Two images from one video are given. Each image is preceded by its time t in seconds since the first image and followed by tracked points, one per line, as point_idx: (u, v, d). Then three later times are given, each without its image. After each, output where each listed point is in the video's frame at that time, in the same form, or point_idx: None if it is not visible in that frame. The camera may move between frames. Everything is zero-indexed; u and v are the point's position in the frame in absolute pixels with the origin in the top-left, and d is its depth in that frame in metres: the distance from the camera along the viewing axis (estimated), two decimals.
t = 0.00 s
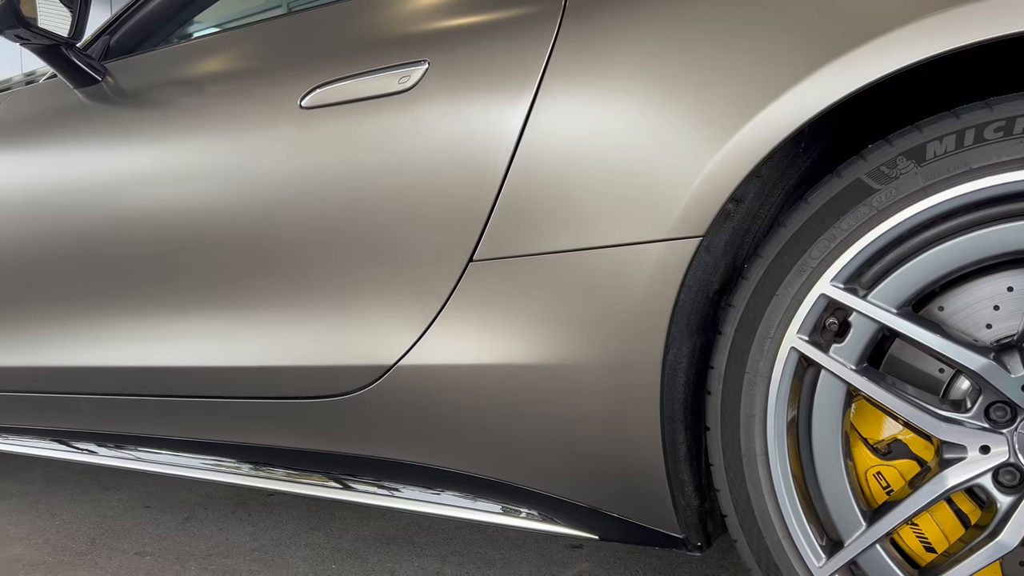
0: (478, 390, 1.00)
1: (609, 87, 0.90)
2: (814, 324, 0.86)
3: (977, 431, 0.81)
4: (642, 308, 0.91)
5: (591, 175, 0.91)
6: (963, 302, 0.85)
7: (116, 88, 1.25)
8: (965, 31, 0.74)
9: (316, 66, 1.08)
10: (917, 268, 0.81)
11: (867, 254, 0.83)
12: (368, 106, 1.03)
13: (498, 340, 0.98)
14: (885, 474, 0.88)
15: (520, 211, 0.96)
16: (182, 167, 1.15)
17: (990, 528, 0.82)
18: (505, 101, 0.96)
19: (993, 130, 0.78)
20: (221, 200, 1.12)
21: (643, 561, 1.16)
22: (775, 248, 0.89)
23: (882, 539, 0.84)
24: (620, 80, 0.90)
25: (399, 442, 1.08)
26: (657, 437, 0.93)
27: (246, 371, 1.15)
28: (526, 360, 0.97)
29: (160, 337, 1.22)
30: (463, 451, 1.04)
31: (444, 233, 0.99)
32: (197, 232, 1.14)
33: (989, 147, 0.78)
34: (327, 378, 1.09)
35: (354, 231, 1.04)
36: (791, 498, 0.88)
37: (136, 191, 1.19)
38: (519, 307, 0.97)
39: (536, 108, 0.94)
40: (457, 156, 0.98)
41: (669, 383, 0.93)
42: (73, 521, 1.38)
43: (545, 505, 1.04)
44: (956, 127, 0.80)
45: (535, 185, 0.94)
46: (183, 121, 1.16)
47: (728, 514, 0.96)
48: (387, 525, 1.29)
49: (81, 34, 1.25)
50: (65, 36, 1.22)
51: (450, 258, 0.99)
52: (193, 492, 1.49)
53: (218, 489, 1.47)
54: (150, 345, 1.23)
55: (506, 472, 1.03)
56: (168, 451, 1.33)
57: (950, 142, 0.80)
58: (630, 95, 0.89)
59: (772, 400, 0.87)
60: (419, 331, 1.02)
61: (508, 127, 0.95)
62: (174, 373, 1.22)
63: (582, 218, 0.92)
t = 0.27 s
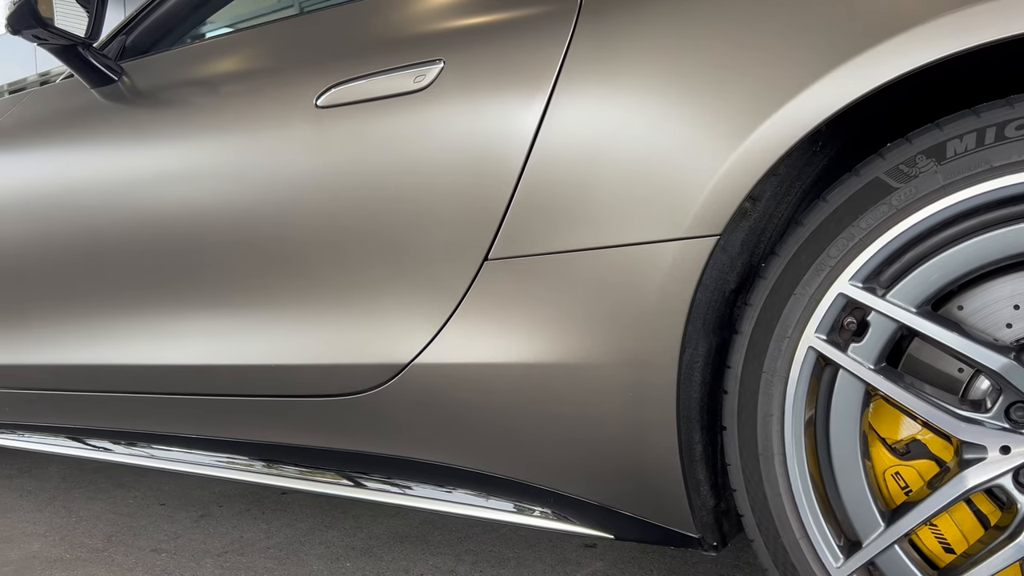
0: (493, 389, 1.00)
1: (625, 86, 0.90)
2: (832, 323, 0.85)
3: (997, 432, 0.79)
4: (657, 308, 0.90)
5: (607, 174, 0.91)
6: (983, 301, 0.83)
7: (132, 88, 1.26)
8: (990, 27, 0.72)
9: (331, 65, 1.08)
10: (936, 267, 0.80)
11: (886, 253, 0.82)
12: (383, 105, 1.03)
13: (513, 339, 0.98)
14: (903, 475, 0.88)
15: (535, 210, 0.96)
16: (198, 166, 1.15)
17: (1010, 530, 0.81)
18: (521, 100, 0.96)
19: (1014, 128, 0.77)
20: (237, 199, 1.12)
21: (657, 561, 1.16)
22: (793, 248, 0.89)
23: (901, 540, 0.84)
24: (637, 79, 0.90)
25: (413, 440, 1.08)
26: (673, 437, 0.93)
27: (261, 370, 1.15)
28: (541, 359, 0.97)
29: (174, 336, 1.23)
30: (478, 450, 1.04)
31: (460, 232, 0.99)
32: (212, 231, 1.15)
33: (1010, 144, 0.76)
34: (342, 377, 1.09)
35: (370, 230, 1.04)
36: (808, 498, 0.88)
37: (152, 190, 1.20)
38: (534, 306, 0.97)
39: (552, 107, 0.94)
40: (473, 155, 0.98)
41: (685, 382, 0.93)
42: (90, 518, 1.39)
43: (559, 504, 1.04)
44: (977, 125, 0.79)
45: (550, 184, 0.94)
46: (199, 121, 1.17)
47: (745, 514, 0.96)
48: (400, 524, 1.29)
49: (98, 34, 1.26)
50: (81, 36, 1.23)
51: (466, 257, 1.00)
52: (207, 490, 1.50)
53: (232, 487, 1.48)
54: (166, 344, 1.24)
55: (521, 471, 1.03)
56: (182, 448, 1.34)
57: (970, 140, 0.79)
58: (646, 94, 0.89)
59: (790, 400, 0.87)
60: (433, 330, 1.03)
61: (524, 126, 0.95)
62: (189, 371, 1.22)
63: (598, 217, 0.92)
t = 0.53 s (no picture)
0: (508, 388, 1.00)
1: (642, 85, 0.90)
2: (850, 323, 0.85)
3: (1017, 433, 0.77)
4: (674, 307, 0.90)
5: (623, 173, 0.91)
6: (1003, 299, 0.81)
7: (148, 88, 1.27)
8: (1014, 23, 0.71)
9: (346, 65, 1.09)
10: (956, 266, 0.79)
11: (904, 253, 0.81)
12: (398, 105, 1.04)
13: (528, 338, 0.98)
14: (922, 476, 0.87)
15: (551, 209, 0.95)
16: (214, 166, 1.16)
17: None
18: (536, 100, 0.96)
19: None
20: (253, 199, 1.13)
21: (670, 561, 1.16)
22: (811, 247, 0.89)
23: (920, 541, 0.83)
24: (653, 78, 0.89)
25: (428, 439, 1.09)
26: (689, 437, 0.93)
27: (276, 368, 1.16)
28: (556, 359, 0.97)
29: (190, 334, 1.24)
30: (492, 449, 1.04)
31: (475, 231, 1.00)
32: (228, 230, 1.16)
33: None
34: (357, 376, 1.09)
35: (385, 229, 1.04)
36: (825, 499, 0.87)
37: (168, 189, 1.20)
38: (549, 305, 0.97)
39: (567, 106, 0.94)
40: (488, 155, 0.98)
41: (701, 382, 0.93)
42: (105, 515, 1.39)
43: (574, 503, 1.04)
44: (997, 123, 0.78)
45: (566, 183, 0.94)
46: (215, 120, 1.17)
47: (762, 514, 0.97)
48: (414, 522, 1.29)
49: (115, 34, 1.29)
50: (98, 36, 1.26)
51: (481, 256, 1.00)
52: (221, 488, 1.51)
53: (246, 485, 1.49)
54: (181, 343, 1.25)
55: (536, 470, 1.03)
56: (196, 446, 1.35)
57: (991, 139, 0.78)
58: (662, 93, 0.89)
59: (807, 400, 0.87)
60: (446, 331, 1.03)
61: (539, 125, 0.95)
62: (204, 370, 1.23)
63: (614, 217, 0.92)
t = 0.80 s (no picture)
0: (527, 387, 1.00)
1: (662, 82, 0.90)
2: (873, 322, 0.84)
3: None
4: (695, 306, 0.90)
5: (644, 170, 0.91)
6: None
7: (167, 87, 1.27)
8: None
9: (365, 64, 1.09)
10: (982, 264, 0.78)
11: (929, 251, 0.81)
12: (417, 103, 1.04)
13: (547, 336, 0.98)
14: (945, 476, 0.86)
15: (570, 207, 0.95)
16: (233, 164, 1.17)
17: None
18: (556, 98, 0.96)
19: None
20: (273, 197, 1.13)
21: (688, 560, 1.16)
22: (833, 245, 0.88)
23: (944, 541, 0.82)
24: (674, 75, 0.89)
25: (446, 437, 1.09)
26: (709, 436, 0.92)
27: (294, 365, 1.16)
28: (576, 357, 0.97)
29: (209, 331, 1.24)
30: (511, 447, 1.05)
31: (494, 230, 1.00)
32: (248, 228, 1.16)
33: None
34: (375, 373, 1.10)
35: (404, 227, 1.05)
36: (848, 498, 0.87)
37: (188, 187, 1.21)
38: (568, 304, 0.97)
39: (587, 104, 0.94)
40: (507, 153, 0.98)
41: (721, 381, 0.92)
42: (124, 511, 1.41)
43: (593, 502, 1.04)
44: None
45: (585, 182, 0.94)
46: (235, 119, 1.18)
47: (783, 514, 0.96)
48: (431, 520, 1.30)
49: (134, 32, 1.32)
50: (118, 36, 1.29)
51: (500, 255, 1.00)
52: (238, 485, 1.52)
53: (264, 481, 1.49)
54: (200, 340, 1.26)
55: (554, 468, 1.03)
56: (212, 442, 1.35)
57: (1018, 136, 0.77)
58: (683, 90, 0.88)
59: (830, 399, 0.86)
60: (464, 331, 1.03)
61: (559, 123, 0.95)
62: (223, 367, 1.24)
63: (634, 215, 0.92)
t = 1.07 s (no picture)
0: (541, 385, 1.00)
1: (679, 80, 0.89)
2: (892, 321, 0.84)
3: None
4: (711, 304, 0.89)
5: (661, 168, 0.91)
6: None
7: (182, 85, 1.28)
8: None
9: (379, 62, 1.09)
10: (1002, 263, 0.77)
11: (948, 250, 0.80)
12: (432, 102, 1.04)
13: (562, 335, 0.98)
14: (964, 476, 0.85)
15: (586, 205, 0.95)
16: (248, 162, 1.17)
17: None
18: (572, 95, 0.95)
19: None
20: (288, 195, 1.14)
21: (701, 559, 1.16)
22: (851, 244, 0.88)
23: (963, 541, 0.81)
24: (691, 73, 0.89)
25: (460, 435, 1.09)
26: (725, 435, 0.92)
27: (309, 363, 1.17)
28: (591, 355, 0.97)
29: (223, 329, 1.25)
30: (525, 446, 1.05)
31: (509, 228, 1.00)
32: (263, 226, 1.17)
33: None
34: (390, 371, 1.10)
35: (419, 225, 1.05)
36: (865, 498, 0.87)
37: (203, 185, 1.22)
38: (583, 302, 0.97)
39: (603, 101, 0.94)
40: (523, 151, 0.98)
41: (738, 380, 0.92)
42: (139, 508, 1.41)
43: (607, 501, 1.03)
44: None
45: (601, 179, 0.94)
46: (250, 117, 1.18)
47: (800, 513, 0.96)
48: (444, 518, 1.30)
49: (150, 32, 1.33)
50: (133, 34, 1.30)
51: (515, 253, 1.00)
52: (252, 482, 1.52)
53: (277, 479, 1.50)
54: (215, 337, 1.26)
55: (569, 467, 1.03)
56: (224, 439, 1.36)
57: None
58: (700, 88, 0.88)
59: (847, 399, 0.86)
60: (479, 327, 1.03)
61: (574, 121, 0.95)
62: (238, 364, 1.24)
63: (650, 213, 0.92)
